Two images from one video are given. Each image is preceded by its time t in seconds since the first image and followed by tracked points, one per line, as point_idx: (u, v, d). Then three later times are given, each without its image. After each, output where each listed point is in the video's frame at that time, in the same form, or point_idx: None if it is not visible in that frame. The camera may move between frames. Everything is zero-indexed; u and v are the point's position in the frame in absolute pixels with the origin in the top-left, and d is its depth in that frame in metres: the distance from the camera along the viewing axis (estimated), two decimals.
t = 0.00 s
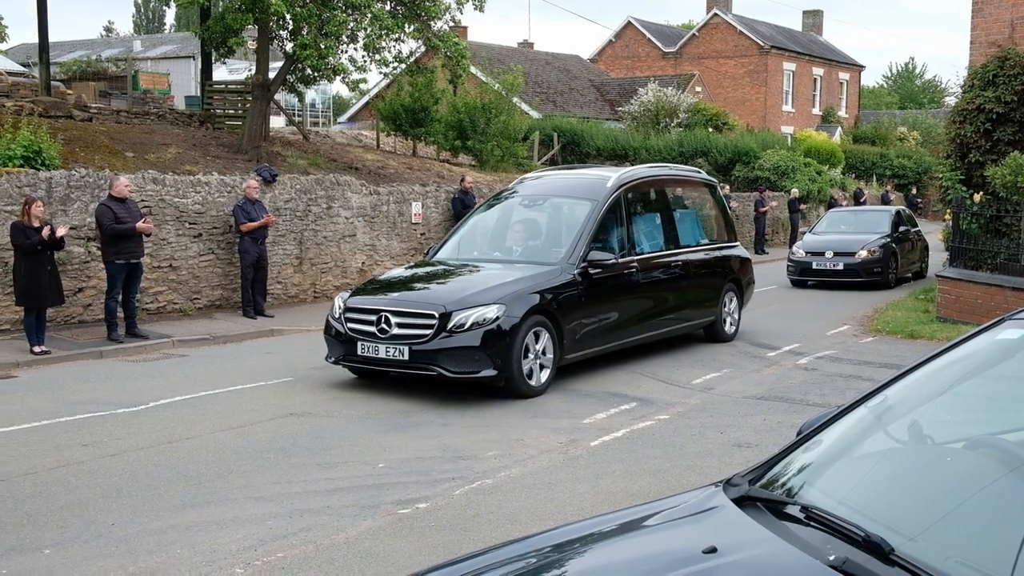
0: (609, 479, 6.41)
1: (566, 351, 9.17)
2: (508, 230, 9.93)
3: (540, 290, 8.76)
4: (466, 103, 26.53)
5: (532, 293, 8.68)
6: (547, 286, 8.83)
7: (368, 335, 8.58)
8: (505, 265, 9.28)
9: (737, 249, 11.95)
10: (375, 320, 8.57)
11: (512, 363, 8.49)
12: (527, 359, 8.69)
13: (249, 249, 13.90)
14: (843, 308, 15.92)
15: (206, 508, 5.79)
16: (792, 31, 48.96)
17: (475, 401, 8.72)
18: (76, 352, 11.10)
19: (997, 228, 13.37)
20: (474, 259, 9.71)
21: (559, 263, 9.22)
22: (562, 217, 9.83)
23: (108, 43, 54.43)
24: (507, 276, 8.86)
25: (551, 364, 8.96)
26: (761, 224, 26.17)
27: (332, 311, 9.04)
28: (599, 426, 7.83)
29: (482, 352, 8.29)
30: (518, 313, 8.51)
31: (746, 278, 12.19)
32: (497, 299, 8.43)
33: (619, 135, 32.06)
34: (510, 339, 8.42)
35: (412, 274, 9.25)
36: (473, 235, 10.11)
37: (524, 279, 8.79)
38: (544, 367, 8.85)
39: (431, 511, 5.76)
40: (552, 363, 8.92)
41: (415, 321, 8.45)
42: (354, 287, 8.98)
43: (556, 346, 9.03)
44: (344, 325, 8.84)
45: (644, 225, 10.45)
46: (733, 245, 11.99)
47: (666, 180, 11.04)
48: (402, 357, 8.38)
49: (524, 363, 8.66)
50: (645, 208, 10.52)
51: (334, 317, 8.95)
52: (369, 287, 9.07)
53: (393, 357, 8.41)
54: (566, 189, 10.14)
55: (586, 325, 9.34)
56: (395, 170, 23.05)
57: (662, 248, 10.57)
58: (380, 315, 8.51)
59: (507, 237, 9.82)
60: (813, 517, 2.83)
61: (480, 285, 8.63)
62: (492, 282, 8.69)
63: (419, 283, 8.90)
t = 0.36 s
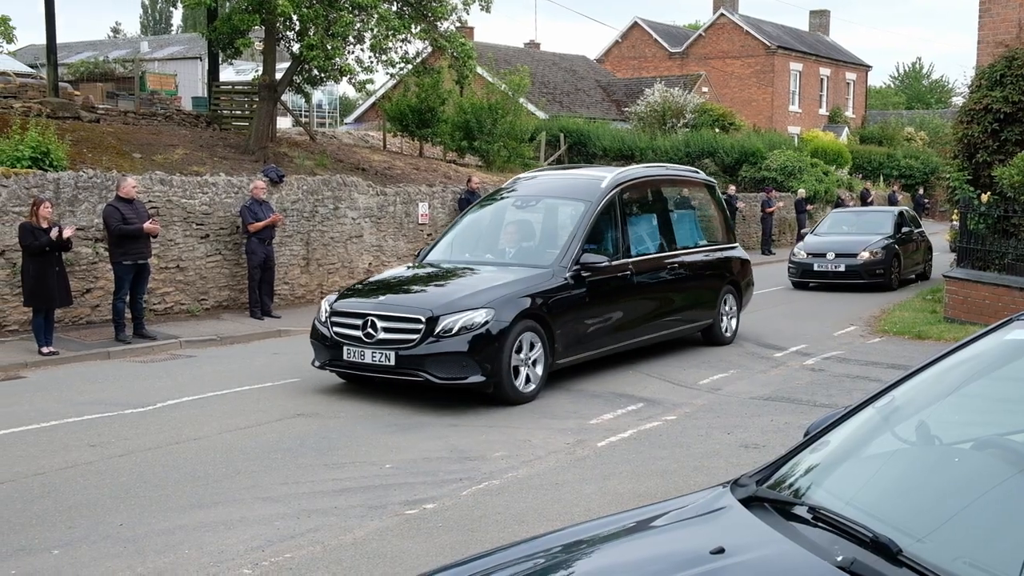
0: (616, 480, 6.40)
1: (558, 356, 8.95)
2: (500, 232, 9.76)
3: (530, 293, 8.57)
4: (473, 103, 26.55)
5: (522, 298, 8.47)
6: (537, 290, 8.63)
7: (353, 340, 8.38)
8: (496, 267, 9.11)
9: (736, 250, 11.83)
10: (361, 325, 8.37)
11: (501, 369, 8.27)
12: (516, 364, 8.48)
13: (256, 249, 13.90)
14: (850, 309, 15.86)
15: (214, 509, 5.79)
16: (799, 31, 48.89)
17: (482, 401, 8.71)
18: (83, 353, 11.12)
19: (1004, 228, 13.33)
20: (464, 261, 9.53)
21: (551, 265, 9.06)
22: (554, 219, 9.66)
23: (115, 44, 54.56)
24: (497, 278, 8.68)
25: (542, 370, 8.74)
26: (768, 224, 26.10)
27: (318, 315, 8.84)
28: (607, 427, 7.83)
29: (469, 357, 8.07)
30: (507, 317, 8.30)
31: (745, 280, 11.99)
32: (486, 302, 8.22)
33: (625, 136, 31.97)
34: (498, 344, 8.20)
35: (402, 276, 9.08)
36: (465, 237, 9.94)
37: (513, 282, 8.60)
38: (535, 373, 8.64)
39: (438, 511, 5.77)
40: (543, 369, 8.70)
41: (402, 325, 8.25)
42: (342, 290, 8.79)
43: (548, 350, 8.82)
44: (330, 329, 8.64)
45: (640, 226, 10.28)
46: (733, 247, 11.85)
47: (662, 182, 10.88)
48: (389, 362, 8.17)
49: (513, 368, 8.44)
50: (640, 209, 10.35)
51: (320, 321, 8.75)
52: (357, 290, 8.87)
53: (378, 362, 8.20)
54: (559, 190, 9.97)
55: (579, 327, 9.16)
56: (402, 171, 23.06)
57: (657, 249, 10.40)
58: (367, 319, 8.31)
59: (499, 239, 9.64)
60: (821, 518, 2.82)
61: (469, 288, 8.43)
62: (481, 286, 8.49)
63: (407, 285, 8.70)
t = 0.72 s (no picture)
0: (620, 481, 6.40)
1: (544, 364, 8.73)
2: (486, 236, 9.53)
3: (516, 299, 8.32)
4: (477, 105, 26.55)
5: (506, 304, 8.24)
6: (522, 297, 8.39)
7: (333, 347, 8.18)
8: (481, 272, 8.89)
9: (731, 253, 11.72)
10: (341, 332, 8.17)
11: (484, 378, 8.05)
12: (500, 373, 8.26)
13: (260, 252, 13.91)
14: (855, 310, 15.83)
15: (218, 512, 5.80)
16: (803, 32, 48.87)
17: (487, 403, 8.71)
18: (88, 356, 11.14)
19: (1009, 228, 13.32)
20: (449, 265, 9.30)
21: (538, 270, 8.84)
22: (542, 223, 9.45)
23: (120, 47, 54.68)
24: (482, 283, 8.47)
25: (527, 379, 8.52)
26: (772, 225, 26.08)
27: (299, 321, 8.64)
28: (610, 429, 7.83)
29: (451, 366, 7.85)
30: (491, 324, 8.07)
31: (739, 284, 11.80)
32: (469, 309, 8.00)
33: (629, 137, 31.92)
34: (481, 353, 7.98)
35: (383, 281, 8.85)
36: (450, 240, 9.71)
37: (497, 289, 8.36)
38: (520, 382, 8.41)
39: (442, 513, 5.77)
40: (529, 378, 8.48)
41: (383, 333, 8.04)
42: (322, 295, 8.59)
43: (533, 358, 8.59)
44: (310, 336, 8.45)
45: (631, 229, 10.12)
46: (728, 250, 11.72)
47: (654, 185, 10.71)
48: (369, 371, 7.97)
49: (497, 377, 8.22)
50: (630, 212, 10.16)
51: (300, 328, 8.55)
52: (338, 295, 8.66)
53: (359, 371, 8.00)
54: (548, 193, 9.77)
55: (567, 334, 8.94)
56: (406, 173, 23.10)
57: (648, 253, 10.22)
58: (346, 326, 8.11)
59: (486, 242, 9.42)
60: (825, 519, 2.82)
61: (451, 294, 8.20)
62: (464, 292, 8.26)
63: (390, 291, 8.49)
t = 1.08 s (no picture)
0: (629, 479, 6.40)
1: (532, 368, 8.47)
2: (475, 234, 9.29)
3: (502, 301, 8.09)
4: (486, 102, 26.52)
5: (492, 305, 8.00)
6: (508, 298, 8.14)
7: (312, 349, 7.94)
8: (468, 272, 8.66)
9: (731, 252, 11.56)
10: (321, 334, 7.92)
11: (468, 383, 7.80)
12: (485, 377, 8.00)
13: (270, 248, 13.94)
14: (864, 308, 15.76)
15: (227, 507, 5.81)
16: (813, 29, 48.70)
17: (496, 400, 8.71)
18: (98, 351, 11.18)
19: (1020, 227, 13.26)
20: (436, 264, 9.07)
21: (526, 270, 8.60)
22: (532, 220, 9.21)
23: (131, 44, 54.86)
24: (468, 283, 8.23)
25: (513, 384, 8.26)
26: (782, 223, 26.01)
27: (279, 322, 8.39)
28: (619, 426, 7.82)
29: (433, 370, 7.61)
30: (475, 326, 7.83)
31: (737, 282, 11.60)
32: (453, 311, 7.76)
33: (639, 135, 31.83)
34: (465, 356, 7.74)
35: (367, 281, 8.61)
36: (438, 237, 9.47)
37: (483, 290, 8.12)
38: (506, 386, 8.16)
39: (451, 510, 5.77)
40: (515, 382, 8.22)
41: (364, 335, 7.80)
42: (303, 295, 8.34)
43: (520, 362, 8.32)
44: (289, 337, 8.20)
45: (626, 228, 9.91)
46: (727, 249, 11.55)
47: (649, 182, 10.48)
48: (348, 373, 7.72)
49: (482, 381, 7.97)
50: (624, 210, 9.94)
51: (279, 329, 8.30)
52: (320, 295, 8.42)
53: (338, 374, 7.75)
54: (539, 191, 9.53)
55: (573, 331, 8.91)
56: (416, 170, 23.14)
57: (643, 252, 10.00)
58: (326, 328, 7.86)
59: (475, 241, 9.17)
60: (835, 518, 2.81)
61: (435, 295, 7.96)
62: (449, 293, 8.02)
63: (373, 291, 8.24)
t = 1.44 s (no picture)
0: (646, 476, 6.38)
1: (525, 369, 8.27)
2: (470, 232, 9.12)
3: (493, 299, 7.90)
4: (504, 99, 26.46)
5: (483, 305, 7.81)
6: (500, 297, 7.95)
7: (297, 349, 7.79)
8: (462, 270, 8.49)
9: (736, 252, 11.38)
10: (306, 333, 7.76)
11: (457, 385, 7.62)
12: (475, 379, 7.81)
13: (288, 244, 13.98)
14: (883, 307, 15.65)
15: (243, 502, 5.83)
16: (833, 25, 48.39)
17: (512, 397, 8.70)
18: (117, 345, 11.24)
19: None
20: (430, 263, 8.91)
21: (520, 268, 8.41)
22: (528, 217, 9.01)
23: (150, 39, 55.11)
24: (460, 282, 8.04)
25: (505, 386, 8.07)
26: (800, 221, 25.87)
27: (265, 321, 8.24)
28: (636, 424, 7.79)
29: (419, 372, 7.44)
30: (465, 326, 7.64)
31: (742, 282, 11.43)
32: (441, 311, 7.57)
33: (657, 132, 31.66)
34: (453, 358, 7.56)
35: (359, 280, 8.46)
36: (434, 235, 9.31)
37: (476, 288, 7.93)
38: (498, 388, 7.98)
39: (467, 506, 5.77)
40: (507, 385, 8.04)
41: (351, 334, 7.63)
42: (290, 293, 8.18)
43: (512, 363, 8.12)
44: (275, 337, 8.05)
45: (628, 225, 9.73)
46: (732, 248, 11.36)
47: (650, 178, 10.27)
48: (333, 375, 7.57)
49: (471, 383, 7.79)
50: (625, 206, 9.74)
51: (265, 328, 8.15)
52: (307, 293, 8.25)
53: (323, 375, 7.60)
54: (535, 186, 9.33)
55: (586, 326, 8.89)
56: (433, 166, 23.16)
57: (644, 250, 9.81)
58: (311, 327, 7.70)
59: (469, 238, 8.99)
60: (854, 517, 2.78)
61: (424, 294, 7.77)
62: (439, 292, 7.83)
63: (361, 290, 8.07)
